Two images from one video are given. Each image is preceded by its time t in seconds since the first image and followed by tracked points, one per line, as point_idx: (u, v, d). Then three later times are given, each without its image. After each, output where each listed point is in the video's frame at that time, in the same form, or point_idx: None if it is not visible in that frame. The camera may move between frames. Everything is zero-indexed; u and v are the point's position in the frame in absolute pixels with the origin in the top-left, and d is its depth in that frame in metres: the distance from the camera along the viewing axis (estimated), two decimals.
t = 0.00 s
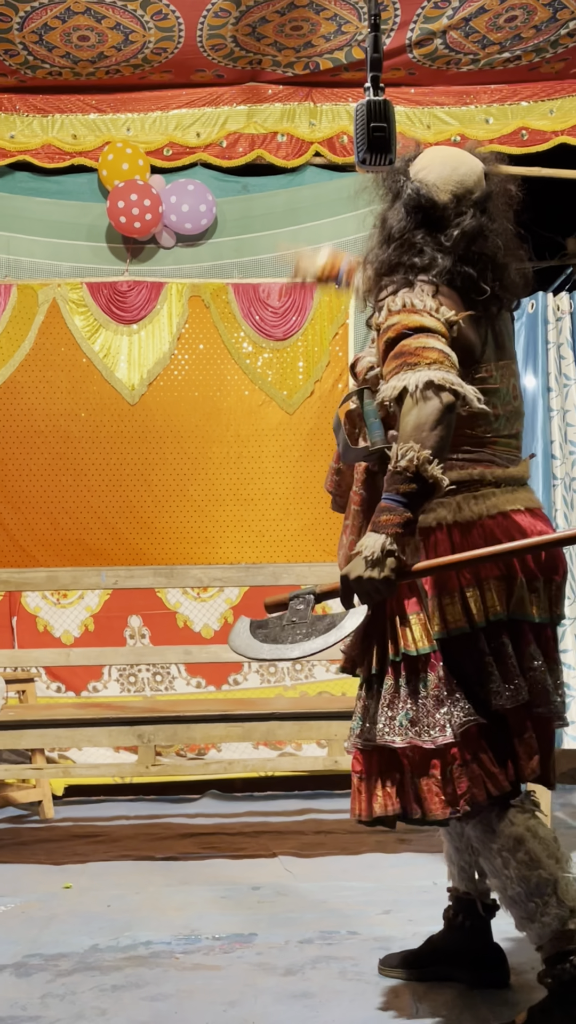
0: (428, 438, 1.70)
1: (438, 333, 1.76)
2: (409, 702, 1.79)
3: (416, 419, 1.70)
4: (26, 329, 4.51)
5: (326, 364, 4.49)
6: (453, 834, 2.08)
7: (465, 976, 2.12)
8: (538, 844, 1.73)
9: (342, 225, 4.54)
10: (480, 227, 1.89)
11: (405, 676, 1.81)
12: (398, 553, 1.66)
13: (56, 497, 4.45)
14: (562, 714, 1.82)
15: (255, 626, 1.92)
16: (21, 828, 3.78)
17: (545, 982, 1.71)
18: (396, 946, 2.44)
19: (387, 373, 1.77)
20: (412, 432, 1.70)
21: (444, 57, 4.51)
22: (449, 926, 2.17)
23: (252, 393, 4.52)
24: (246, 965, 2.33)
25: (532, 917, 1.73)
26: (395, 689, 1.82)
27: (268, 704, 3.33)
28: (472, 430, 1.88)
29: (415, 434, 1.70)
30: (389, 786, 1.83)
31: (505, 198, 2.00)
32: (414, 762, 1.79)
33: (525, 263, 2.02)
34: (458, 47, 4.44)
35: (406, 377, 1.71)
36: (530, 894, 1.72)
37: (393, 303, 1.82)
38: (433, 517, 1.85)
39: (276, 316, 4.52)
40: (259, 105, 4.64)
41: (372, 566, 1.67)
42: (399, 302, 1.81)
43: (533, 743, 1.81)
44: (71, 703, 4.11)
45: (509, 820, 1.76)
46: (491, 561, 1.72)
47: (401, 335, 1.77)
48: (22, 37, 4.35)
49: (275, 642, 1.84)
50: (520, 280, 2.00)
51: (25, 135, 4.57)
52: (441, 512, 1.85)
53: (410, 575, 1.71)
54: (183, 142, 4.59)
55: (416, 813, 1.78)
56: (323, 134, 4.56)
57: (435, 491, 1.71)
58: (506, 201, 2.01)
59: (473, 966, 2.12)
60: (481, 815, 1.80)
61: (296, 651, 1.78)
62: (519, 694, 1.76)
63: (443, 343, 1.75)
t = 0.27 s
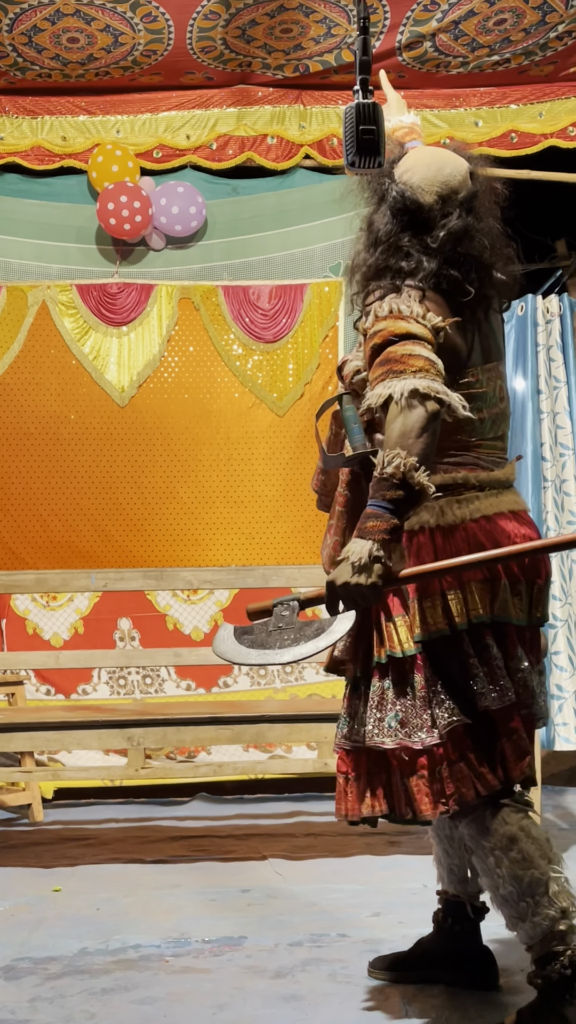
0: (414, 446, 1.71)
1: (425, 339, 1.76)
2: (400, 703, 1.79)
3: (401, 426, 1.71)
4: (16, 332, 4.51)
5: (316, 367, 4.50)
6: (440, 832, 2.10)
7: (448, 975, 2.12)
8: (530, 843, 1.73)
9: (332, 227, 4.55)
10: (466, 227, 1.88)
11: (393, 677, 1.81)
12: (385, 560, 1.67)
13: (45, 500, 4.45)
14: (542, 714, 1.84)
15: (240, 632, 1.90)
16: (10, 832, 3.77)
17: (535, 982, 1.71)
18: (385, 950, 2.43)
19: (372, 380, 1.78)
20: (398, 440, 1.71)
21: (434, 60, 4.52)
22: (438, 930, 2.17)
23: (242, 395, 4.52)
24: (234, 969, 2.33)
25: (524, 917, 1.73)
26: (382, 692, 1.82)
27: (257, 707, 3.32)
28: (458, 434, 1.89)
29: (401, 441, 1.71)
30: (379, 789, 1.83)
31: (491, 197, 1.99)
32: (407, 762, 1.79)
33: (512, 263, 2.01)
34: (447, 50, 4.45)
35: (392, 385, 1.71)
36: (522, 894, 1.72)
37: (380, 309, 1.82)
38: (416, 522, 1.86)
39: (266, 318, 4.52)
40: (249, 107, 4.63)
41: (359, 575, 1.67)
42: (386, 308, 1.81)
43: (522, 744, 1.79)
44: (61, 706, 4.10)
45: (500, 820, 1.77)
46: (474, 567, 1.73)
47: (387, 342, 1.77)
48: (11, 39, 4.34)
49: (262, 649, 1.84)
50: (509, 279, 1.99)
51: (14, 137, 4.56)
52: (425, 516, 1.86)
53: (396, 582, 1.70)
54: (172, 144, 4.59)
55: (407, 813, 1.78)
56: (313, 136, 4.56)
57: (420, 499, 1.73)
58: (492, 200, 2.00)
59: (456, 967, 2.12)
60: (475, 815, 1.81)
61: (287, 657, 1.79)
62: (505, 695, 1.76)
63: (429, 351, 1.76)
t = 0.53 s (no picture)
0: (406, 447, 1.71)
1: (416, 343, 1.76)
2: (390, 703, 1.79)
3: (394, 427, 1.71)
4: (7, 334, 4.50)
5: (308, 369, 4.50)
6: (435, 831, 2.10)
7: (443, 977, 2.13)
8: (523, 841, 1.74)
9: (324, 229, 4.56)
10: (460, 229, 1.89)
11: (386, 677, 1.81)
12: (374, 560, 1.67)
13: (36, 502, 4.44)
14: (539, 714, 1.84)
15: (228, 632, 1.91)
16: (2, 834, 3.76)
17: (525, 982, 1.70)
18: (376, 951, 2.43)
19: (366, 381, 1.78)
20: (390, 441, 1.71)
21: (425, 63, 4.53)
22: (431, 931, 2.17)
23: (234, 397, 4.52)
24: (226, 971, 2.33)
25: (517, 918, 1.73)
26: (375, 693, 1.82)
27: (249, 709, 3.32)
28: (451, 435, 1.89)
29: (393, 443, 1.71)
30: (374, 790, 1.83)
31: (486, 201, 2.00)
32: (399, 762, 1.79)
33: (506, 266, 2.01)
34: (439, 53, 4.46)
35: (386, 385, 1.71)
36: (516, 894, 1.72)
37: (375, 310, 1.82)
38: (409, 523, 1.86)
39: (258, 320, 4.53)
40: (241, 109, 4.63)
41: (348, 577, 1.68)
42: (381, 309, 1.81)
43: (516, 743, 1.80)
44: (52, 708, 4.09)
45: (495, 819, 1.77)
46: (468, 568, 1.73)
47: (381, 343, 1.77)
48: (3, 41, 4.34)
49: (251, 648, 1.85)
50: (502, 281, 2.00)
51: (5, 138, 4.55)
52: (418, 517, 1.86)
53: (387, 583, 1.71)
54: (164, 146, 4.59)
55: (403, 813, 1.79)
56: (305, 139, 4.56)
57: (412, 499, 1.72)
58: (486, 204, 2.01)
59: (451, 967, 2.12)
60: (470, 815, 1.81)
61: (275, 660, 1.80)
62: (500, 695, 1.76)
63: (423, 352, 1.76)
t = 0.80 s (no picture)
0: (404, 444, 1.71)
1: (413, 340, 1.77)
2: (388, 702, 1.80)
3: (392, 424, 1.71)
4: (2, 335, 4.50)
5: (303, 370, 4.51)
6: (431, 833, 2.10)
7: (438, 981, 2.12)
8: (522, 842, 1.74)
9: (318, 231, 4.56)
10: (455, 230, 1.90)
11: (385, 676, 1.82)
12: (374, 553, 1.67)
13: (31, 503, 4.44)
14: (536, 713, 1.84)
15: (229, 626, 1.91)
16: None
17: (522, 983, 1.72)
18: (371, 952, 2.44)
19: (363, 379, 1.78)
20: (387, 438, 1.71)
21: (420, 64, 4.53)
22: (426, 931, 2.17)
23: (228, 398, 4.52)
24: (220, 972, 2.33)
25: (514, 918, 1.73)
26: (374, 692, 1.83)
27: (243, 711, 3.32)
28: (446, 435, 1.89)
29: (390, 440, 1.71)
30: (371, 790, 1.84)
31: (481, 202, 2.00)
32: (397, 761, 1.80)
33: (501, 268, 2.01)
34: (433, 55, 4.46)
35: (383, 381, 1.71)
36: (514, 894, 1.72)
37: (372, 308, 1.82)
38: (406, 522, 1.86)
39: (253, 321, 4.54)
40: (235, 110, 4.63)
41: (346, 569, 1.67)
42: (378, 308, 1.81)
43: (514, 742, 1.80)
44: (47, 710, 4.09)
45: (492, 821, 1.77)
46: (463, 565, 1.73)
47: (379, 341, 1.78)
48: None
49: (251, 642, 1.84)
50: (498, 282, 2.00)
51: None
52: (413, 517, 1.86)
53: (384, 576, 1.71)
54: (158, 147, 4.59)
55: (402, 812, 1.79)
56: (299, 140, 4.56)
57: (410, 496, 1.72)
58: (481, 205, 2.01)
59: (445, 971, 2.12)
60: (469, 814, 1.81)
61: (274, 649, 1.79)
62: (497, 693, 1.77)
63: (420, 349, 1.76)
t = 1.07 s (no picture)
0: (408, 439, 1.70)
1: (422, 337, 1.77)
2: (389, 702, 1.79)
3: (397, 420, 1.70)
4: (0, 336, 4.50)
5: (301, 370, 4.51)
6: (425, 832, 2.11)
7: (436, 983, 2.12)
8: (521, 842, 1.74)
9: (317, 232, 4.56)
10: (456, 231, 1.91)
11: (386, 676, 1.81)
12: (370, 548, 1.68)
13: (29, 504, 4.44)
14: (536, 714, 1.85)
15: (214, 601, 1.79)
16: None
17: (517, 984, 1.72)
18: (370, 952, 2.44)
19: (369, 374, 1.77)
20: (392, 432, 1.70)
21: (418, 65, 4.53)
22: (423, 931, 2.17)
23: (227, 398, 4.52)
24: (220, 973, 2.33)
25: (511, 918, 1.73)
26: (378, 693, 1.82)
27: (242, 712, 3.32)
28: (452, 436, 1.90)
29: (395, 434, 1.70)
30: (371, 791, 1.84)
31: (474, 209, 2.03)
32: (396, 762, 1.79)
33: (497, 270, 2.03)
34: (431, 56, 4.46)
35: (393, 377, 1.70)
36: (512, 895, 1.72)
37: (382, 304, 1.82)
38: (418, 521, 1.83)
39: (251, 322, 4.54)
40: (234, 111, 4.64)
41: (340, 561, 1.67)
42: (389, 305, 1.80)
43: (514, 744, 1.81)
44: (46, 711, 4.09)
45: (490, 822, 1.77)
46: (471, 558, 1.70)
47: (389, 337, 1.77)
48: None
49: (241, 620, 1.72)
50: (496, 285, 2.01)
51: None
52: (426, 516, 1.83)
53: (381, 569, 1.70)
54: (157, 148, 4.59)
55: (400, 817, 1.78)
56: (297, 141, 4.56)
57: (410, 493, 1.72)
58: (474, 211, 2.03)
59: (443, 972, 2.11)
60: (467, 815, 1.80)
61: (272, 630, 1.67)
62: (502, 695, 1.77)
63: (429, 350, 1.76)
